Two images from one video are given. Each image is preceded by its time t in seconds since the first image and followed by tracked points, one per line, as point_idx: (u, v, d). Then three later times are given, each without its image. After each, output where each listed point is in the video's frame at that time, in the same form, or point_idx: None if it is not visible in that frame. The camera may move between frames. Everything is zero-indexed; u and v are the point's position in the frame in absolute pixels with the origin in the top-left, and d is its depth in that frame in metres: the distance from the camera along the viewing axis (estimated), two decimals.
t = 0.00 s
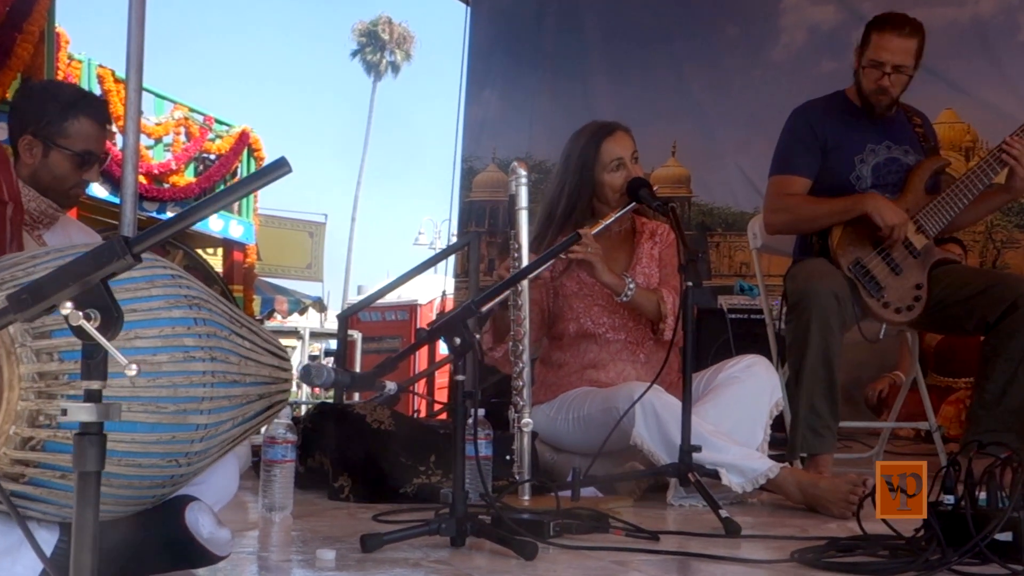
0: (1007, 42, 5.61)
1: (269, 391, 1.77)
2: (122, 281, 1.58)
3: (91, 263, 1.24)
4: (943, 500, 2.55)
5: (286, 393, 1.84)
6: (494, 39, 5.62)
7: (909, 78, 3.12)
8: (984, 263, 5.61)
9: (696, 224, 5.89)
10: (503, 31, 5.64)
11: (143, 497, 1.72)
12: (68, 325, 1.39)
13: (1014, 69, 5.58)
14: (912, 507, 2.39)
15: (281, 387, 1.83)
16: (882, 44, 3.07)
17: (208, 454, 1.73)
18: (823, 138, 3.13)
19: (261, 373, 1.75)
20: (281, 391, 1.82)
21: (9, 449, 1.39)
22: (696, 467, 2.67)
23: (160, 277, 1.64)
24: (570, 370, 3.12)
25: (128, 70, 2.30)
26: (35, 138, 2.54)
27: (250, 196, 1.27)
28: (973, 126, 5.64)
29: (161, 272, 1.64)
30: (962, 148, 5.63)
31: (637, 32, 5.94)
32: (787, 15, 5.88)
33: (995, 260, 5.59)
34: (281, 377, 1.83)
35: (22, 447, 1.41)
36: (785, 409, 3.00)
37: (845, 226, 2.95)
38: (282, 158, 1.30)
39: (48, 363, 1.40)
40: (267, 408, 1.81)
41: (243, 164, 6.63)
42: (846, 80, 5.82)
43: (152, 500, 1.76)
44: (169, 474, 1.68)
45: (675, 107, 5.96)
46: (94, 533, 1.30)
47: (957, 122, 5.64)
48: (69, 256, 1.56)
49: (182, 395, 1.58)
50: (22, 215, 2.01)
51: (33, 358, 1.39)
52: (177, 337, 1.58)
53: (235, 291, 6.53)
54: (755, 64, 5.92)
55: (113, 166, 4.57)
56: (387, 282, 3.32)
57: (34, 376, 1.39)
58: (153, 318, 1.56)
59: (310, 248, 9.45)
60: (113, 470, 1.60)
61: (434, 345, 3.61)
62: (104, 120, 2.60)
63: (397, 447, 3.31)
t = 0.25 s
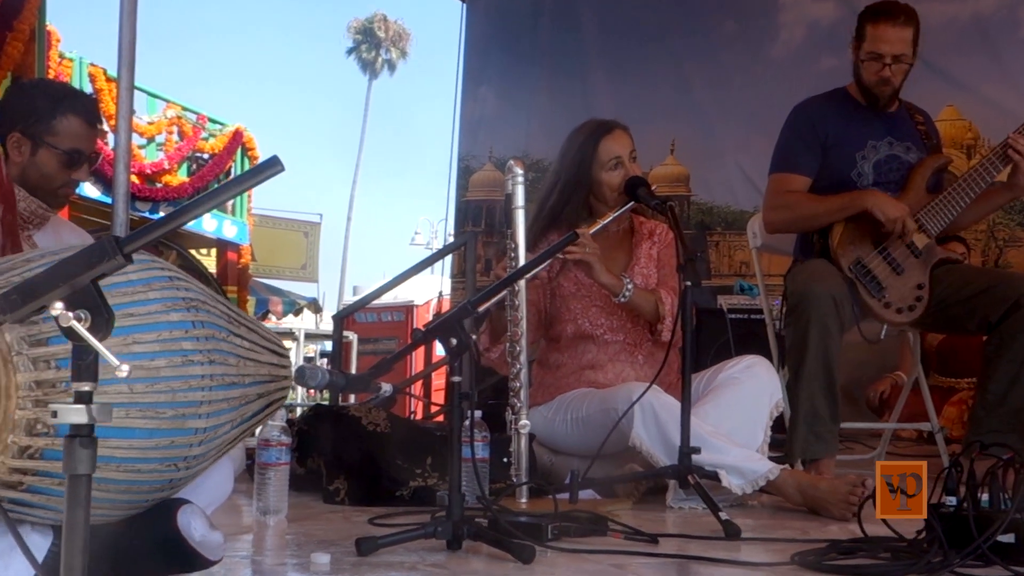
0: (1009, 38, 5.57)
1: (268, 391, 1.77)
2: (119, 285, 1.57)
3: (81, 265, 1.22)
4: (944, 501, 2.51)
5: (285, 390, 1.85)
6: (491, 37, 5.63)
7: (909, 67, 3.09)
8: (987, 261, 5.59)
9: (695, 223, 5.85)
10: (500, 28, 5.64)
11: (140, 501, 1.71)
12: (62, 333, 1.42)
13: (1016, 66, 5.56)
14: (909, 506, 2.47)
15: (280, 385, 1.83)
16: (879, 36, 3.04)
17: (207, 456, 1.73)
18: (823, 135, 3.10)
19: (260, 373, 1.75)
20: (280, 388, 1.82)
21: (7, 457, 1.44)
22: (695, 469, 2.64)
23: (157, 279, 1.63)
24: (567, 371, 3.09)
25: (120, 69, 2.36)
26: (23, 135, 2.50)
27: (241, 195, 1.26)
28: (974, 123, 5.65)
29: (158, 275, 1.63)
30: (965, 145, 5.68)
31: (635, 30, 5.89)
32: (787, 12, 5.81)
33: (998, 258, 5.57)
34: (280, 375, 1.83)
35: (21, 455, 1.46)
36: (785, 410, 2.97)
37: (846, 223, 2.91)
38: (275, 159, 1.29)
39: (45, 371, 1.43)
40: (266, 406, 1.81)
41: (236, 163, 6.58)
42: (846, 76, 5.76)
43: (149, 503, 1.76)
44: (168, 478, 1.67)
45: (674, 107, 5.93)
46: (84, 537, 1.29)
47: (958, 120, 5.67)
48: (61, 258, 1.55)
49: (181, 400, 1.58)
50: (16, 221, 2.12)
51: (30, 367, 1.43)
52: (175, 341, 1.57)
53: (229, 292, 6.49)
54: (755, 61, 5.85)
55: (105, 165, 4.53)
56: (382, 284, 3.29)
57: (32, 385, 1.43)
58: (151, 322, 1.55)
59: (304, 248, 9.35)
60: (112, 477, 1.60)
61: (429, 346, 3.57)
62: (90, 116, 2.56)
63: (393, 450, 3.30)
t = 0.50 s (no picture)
0: (1011, 32, 5.57)
1: (266, 395, 1.73)
2: (117, 288, 1.53)
3: (73, 264, 1.20)
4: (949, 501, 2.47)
5: (282, 393, 1.80)
6: (489, 34, 5.57)
7: (920, 66, 3.05)
8: (990, 258, 5.57)
9: (696, 221, 5.86)
10: (498, 26, 5.59)
11: (137, 505, 1.68)
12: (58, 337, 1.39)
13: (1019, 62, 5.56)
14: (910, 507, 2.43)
15: (278, 388, 1.79)
16: (887, 37, 3.01)
17: (204, 461, 1.70)
18: (825, 133, 3.07)
19: (257, 377, 1.71)
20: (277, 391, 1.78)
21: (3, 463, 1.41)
22: (696, 470, 2.61)
23: (156, 282, 1.59)
24: (567, 372, 3.06)
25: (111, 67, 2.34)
26: (11, 132, 2.48)
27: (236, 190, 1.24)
28: (978, 120, 5.63)
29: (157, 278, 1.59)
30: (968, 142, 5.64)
31: (634, 27, 5.87)
32: (787, 8, 5.82)
33: (1002, 256, 5.55)
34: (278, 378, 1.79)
35: (17, 460, 1.43)
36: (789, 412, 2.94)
37: (847, 224, 2.88)
38: (271, 155, 1.26)
39: (43, 376, 1.40)
40: (263, 409, 1.77)
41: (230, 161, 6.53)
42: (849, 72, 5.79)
43: (146, 507, 1.72)
44: (165, 483, 1.64)
45: (673, 104, 5.90)
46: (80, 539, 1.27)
47: (961, 116, 5.64)
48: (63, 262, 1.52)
49: (179, 405, 1.55)
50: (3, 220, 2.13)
51: (27, 371, 1.39)
52: (174, 346, 1.54)
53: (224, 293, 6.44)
54: (757, 58, 5.86)
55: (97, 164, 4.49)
56: (380, 283, 3.25)
57: (29, 391, 1.39)
58: (149, 327, 1.52)
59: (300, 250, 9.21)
60: (109, 482, 1.57)
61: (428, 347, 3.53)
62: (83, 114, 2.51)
63: (391, 452, 3.26)
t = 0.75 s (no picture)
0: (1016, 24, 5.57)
1: (256, 389, 1.70)
2: (99, 280, 1.52)
3: (68, 266, 1.18)
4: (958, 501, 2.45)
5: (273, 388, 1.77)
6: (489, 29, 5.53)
7: (916, 58, 2.99)
8: (998, 255, 5.54)
9: (698, 219, 5.81)
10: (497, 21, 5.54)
11: (130, 502, 1.65)
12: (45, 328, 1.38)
13: None
14: (911, 507, 2.25)
15: (269, 383, 1.76)
16: (883, 27, 2.97)
17: (196, 455, 1.67)
18: (830, 126, 3.04)
19: (247, 370, 1.68)
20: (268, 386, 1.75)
21: None
22: (701, 470, 2.57)
23: (140, 273, 1.57)
24: (568, 372, 3.02)
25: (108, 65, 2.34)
26: (5, 129, 2.46)
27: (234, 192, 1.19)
28: (984, 114, 5.59)
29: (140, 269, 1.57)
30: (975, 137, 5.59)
31: (635, 21, 5.84)
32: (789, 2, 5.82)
33: (1010, 251, 5.52)
34: (269, 373, 1.76)
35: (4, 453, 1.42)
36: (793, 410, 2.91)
37: (853, 220, 2.86)
38: (268, 156, 1.21)
39: (26, 368, 1.39)
40: (255, 405, 1.73)
41: (227, 160, 6.50)
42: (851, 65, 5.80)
43: (140, 504, 1.70)
44: (156, 477, 1.61)
45: (675, 99, 5.87)
46: (76, 540, 1.25)
47: (968, 110, 5.60)
48: (47, 255, 1.50)
49: (166, 396, 1.52)
50: None
51: (11, 363, 1.39)
52: (159, 336, 1.51)
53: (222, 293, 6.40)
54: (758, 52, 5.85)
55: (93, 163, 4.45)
56: (378, 282, 3.22)
57: (14, 382, 1.39)
58: (133, 316, 1.50)
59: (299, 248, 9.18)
60: (97, 475, 1.54)
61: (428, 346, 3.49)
62: (76, 111, 2.49)
63: (390, 453, 3.22)
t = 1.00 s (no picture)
0: None
1: (258, 395, 1.66)
2: (102, 282, 1.48)
3: (69, 265, 1.16)
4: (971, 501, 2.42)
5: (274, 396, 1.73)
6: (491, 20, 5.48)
7: (922, 54, 2.94)
8: (1009, 249, 5.49)
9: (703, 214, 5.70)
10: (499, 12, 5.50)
11: (129, 507, 1.61)
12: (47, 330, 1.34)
13: None
14: (911, 507, 2.23)
15: (270, 390, 1.73)
16: (891, 20, 2.91)
17: (197, 461, 1.63)
18: (834, 118, 2.99)
19: (249, 376, 1.64)
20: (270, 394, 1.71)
21: None
22: (707, 470, 2.54)
23: (143, 276, 1.54)
24: (573, 371, 2.98)
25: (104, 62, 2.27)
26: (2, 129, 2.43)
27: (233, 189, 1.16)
28: (994, 106, 5.52)
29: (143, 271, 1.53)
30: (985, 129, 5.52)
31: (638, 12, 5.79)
32: None
33: (1021, 246, 5.47)
34: (270, 379, 1.72)
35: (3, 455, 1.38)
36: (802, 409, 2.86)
37: (859, 214, 2.81)
38: (268, 151, 1.18)
39: (27, 369, 1.35)
40: (256, 411, 1.70)
41: (226, 158, 6.45)
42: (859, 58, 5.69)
43: (139, 510, 1.65)
44: (156, 482, 1.57)
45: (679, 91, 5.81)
46: (80, 541, 1.23)
47: (977, 102, 5.53)
48: (49, 256, 1.47)
49: (167, 400, 1.49)
50: None
51: (11, 363, 1.35)
52: (161, 339, 1.48)
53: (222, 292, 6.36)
54: (763, 44, 5.76)
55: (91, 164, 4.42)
56: (378, 282, 3.18)
57: (13, 382, 1.35)
58: (135, 319, 1.47)
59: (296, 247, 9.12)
60: (97, 479, 1.50)
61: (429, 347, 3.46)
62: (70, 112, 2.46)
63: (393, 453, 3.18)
